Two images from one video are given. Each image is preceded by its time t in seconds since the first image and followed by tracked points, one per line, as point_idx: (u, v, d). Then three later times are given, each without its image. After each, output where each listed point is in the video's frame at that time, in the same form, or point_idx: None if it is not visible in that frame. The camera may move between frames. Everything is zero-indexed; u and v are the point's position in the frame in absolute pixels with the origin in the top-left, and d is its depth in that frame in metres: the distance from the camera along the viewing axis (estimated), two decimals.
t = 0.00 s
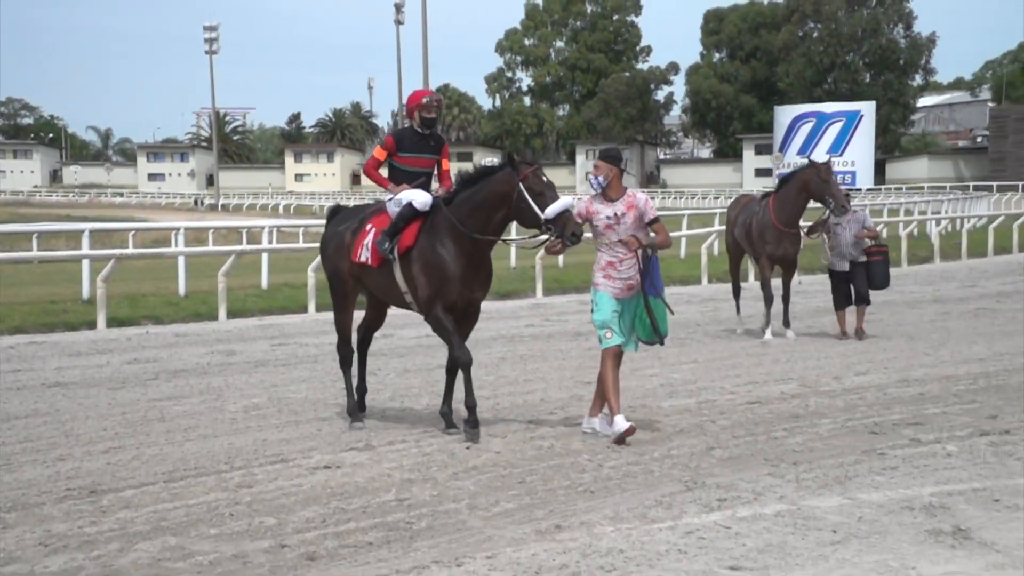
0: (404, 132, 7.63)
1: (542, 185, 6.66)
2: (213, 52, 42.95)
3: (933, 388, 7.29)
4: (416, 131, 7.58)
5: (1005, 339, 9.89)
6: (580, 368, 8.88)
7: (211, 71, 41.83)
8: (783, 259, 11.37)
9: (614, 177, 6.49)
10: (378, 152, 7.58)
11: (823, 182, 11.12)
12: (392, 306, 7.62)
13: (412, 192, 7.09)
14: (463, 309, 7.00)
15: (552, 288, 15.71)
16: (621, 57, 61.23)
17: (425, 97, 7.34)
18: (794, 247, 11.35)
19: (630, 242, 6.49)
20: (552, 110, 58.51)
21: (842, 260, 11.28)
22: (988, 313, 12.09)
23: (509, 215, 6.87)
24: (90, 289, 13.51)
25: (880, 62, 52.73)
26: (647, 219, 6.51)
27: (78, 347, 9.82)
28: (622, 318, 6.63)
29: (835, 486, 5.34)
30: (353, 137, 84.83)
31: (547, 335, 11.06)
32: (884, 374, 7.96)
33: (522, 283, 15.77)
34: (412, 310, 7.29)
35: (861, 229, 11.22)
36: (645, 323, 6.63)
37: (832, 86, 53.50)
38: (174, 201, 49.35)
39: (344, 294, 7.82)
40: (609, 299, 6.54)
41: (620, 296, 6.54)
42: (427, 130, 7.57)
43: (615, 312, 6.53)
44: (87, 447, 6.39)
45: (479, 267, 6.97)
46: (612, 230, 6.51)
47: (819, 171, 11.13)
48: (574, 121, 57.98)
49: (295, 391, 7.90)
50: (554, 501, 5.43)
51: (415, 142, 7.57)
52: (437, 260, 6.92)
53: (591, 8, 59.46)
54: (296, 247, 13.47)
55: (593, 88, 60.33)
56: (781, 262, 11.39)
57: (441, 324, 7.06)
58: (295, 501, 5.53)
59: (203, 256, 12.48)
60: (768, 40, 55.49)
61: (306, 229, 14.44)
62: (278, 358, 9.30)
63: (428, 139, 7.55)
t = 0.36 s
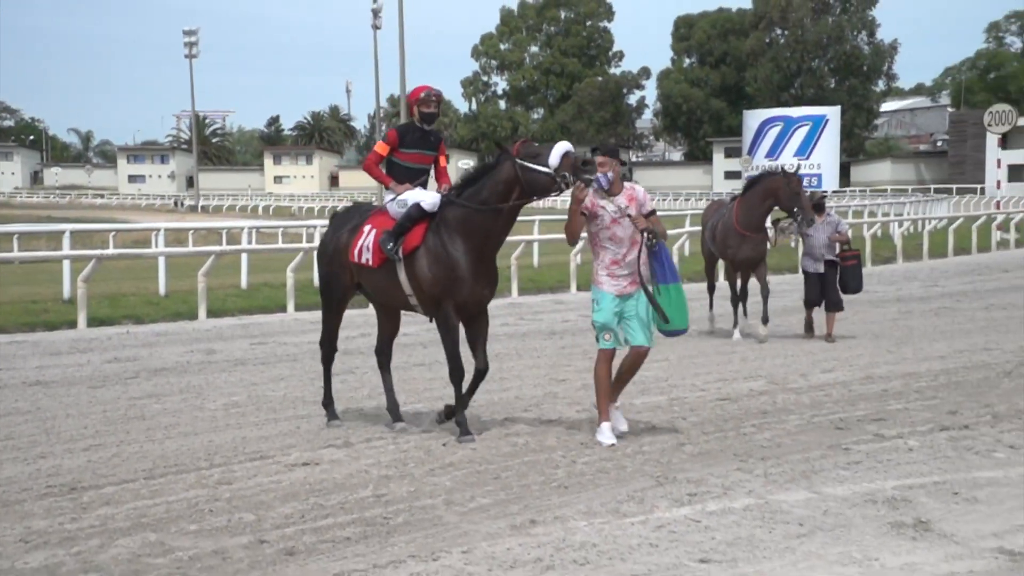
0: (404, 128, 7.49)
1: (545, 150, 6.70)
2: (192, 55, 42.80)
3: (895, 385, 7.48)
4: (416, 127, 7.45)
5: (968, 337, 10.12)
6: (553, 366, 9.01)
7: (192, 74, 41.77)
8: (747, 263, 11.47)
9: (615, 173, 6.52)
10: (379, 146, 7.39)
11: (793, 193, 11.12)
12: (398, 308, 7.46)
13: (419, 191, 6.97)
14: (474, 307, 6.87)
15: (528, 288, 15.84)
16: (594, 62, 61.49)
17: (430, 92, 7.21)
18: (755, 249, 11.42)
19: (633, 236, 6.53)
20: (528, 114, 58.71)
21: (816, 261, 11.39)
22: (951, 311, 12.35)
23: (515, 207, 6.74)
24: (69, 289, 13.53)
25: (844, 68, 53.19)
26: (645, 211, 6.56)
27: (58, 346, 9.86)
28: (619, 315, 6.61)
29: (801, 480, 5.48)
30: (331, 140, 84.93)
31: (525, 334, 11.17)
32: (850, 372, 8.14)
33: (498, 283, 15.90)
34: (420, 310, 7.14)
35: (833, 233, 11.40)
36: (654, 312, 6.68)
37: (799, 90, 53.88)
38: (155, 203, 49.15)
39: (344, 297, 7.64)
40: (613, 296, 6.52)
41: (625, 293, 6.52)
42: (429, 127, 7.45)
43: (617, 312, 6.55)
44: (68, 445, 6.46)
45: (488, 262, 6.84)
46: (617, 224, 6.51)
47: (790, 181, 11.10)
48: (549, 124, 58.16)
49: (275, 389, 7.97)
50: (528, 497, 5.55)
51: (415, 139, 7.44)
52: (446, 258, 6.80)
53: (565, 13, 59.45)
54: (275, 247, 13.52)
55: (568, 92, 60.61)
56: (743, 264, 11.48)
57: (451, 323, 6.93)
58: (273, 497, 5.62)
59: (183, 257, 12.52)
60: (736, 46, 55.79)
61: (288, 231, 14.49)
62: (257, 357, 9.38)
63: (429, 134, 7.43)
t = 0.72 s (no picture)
0: (408, 128, 7.49)
1: (550, 180, 6.34)
2: (174, 58, 42.81)
3: (862, 381, 7.65)
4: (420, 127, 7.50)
5: (934, 334, 10.32)
6: (529, 364, 9.15)
7: (174, 78, 41.81)
8: (717, 265, 11.65)
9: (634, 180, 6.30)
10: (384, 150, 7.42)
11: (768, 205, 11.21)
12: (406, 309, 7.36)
13: (431, 191, 6.92)
14: (475, 314, 6.72)
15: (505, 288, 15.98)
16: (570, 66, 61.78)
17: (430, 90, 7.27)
18: (728, 254, 11.59)
19: (637, 246, 6.34)
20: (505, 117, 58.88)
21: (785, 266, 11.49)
22: (917, 309, 12.58)
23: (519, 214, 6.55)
24: (52, 289, 13.57)
25: (812, 74, 53.74)
26: (655, 221, 6.36)
27: (41, 345, 9.91)
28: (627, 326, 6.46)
29: (771, 475, 5.62)
30: (309, 142, 84.96)
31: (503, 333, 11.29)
32: (818, 369, 8.30)
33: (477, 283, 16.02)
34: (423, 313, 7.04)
35: (803, 235, 11.48)
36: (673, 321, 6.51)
37: (769, 95, 54.24)
38: (137, 203, 49.02)
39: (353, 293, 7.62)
40: (615, 305, 6.37)
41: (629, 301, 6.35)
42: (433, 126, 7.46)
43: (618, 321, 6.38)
44: (50, 442, 6.53)
45: (494, 270, 6.68)
46: (620, 232, 6.33)
47: (765, 192, 11.20)
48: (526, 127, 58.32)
49: (255, 387, 8.06)
50: (505, 492, 5.66)
51: (419, 139, 7.49)
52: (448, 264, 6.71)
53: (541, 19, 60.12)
54: (257, 247, 13.60)
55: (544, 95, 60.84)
56: (716, 267, 11.67)
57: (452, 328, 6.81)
58: (254, 493, 5.71)
59: (166, 256, 12.57)
60: (708, 51, 56.03)
61: (270, 231, 14.58)
62: (239, 355, 9.46)
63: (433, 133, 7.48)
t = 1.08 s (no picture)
0: (425, 135, 7.64)
1: (568, 170, 6.52)
2: (157, 62, 42.76)
3: (831, 378, 7.82)
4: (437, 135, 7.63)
5: (903, 332, 10.53)
6: (507, 362, 9.28)
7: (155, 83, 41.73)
8: (691, 266, 11.45)
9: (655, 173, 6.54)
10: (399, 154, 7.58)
11: (729, 188, 11.30)
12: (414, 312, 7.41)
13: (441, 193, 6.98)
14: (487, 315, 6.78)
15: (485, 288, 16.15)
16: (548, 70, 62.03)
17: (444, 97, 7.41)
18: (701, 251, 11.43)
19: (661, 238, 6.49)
20: (483, 121, 59.01)
21: (755, 265, 11.68)
22: (884, 308, 12.79)
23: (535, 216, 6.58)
24: (35, 289, 13.59)
25: (783, 78, 53.84)
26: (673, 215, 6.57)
27: (24, 344, 9.94)
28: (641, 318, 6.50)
29: (743, 470, 5.76)
30: (286, 143, 84.88)
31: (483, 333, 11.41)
32: (789, 367, 8.47)
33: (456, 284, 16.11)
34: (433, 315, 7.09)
35: (774, 234, 11.68)
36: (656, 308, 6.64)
37: (742, 99, 54.48)
38: (120, 205, 48.79)
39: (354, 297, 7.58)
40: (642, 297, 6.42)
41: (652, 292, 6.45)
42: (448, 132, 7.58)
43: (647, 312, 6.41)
44: (33, 440, 6.59)
45: (506, 271, 6.76)
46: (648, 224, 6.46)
47: (726, 177, 11.29)
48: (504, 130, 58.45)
49: (238, 386, 8.14)
50: (484, 488, 5.78)
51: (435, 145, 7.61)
52: (464, 263, 6.73)
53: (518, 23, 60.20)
54: (239, 247, 13.64)
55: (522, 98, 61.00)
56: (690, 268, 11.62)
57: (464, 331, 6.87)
58: (237, 490, 5.80)
59: (149, 256, 12.60)
60: (682, 56, 56.10)
61: (252, 231, 14.61)
62: (222, 354, 9.54)
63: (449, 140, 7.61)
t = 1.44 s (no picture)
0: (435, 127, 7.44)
1: (567, 187, 6.47)
2: (140, 66, 42.72)
3: (801, 375, 7.99)
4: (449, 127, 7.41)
5: (872, 331, 10.72)
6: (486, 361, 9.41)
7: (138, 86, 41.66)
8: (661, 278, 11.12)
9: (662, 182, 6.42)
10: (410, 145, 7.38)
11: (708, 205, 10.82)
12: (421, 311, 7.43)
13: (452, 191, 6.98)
14: (498, 315, 6.82)
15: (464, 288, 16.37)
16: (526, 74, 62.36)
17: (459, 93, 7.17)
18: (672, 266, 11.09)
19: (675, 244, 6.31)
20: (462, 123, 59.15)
21: (731, 265, 11.70)
22: (853, 307, 13.02)
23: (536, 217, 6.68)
24: (18, 289, 13.60)
25: (755, 83, 54.42)
26: (687, 221, 6.38)
27: (7, 343, 9.97)
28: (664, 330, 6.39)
29: (716, 465, 5.90)
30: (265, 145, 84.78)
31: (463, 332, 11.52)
32: (761, 364, 8.63)
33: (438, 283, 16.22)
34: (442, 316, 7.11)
35: (748, 235, 11.66)
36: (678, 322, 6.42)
37: (715, 103, 54.75)
38: (105, 206, 48.66)
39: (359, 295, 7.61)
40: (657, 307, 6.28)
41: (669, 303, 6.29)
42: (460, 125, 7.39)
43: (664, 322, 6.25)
44: (17, 438, 6.66)
45: (516, 270, 6.80)
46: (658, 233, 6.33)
47: (705, 193, 10.76)
48: (483, 133, 58.62)
49: (221, 384, 8.23)
50: (464, 484, 5.89)
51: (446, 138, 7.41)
52: (474, 263, 6.76)
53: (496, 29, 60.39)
54: (222, 248, 13.70)
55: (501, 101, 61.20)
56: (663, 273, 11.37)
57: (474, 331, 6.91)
58: (219, 487, 5.89)
59: (132, 257, 12.64)
60: (656, 61, 56.24)
61: (235, 231, 14.68)
62: (204, 353, 9.62)
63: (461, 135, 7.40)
